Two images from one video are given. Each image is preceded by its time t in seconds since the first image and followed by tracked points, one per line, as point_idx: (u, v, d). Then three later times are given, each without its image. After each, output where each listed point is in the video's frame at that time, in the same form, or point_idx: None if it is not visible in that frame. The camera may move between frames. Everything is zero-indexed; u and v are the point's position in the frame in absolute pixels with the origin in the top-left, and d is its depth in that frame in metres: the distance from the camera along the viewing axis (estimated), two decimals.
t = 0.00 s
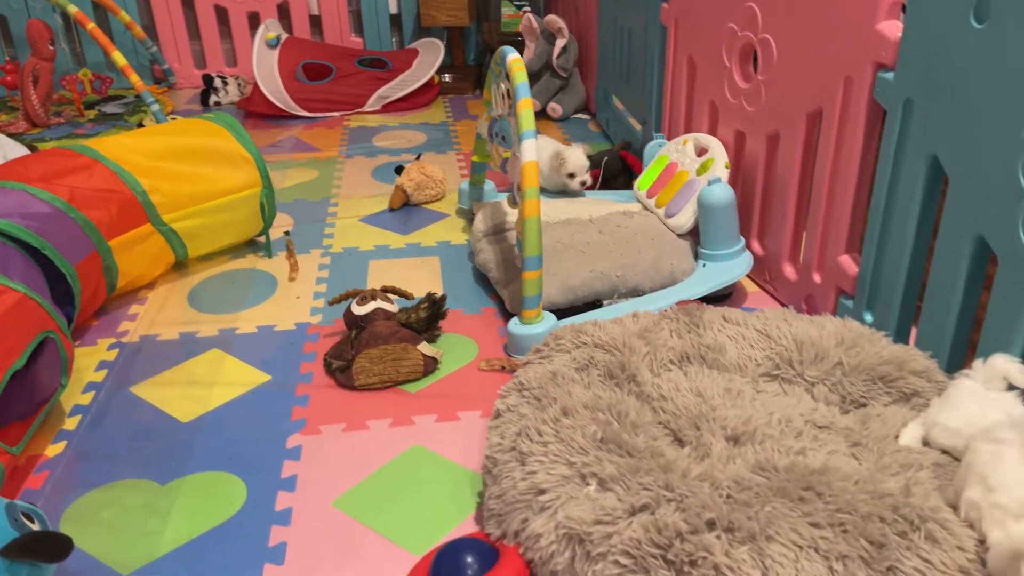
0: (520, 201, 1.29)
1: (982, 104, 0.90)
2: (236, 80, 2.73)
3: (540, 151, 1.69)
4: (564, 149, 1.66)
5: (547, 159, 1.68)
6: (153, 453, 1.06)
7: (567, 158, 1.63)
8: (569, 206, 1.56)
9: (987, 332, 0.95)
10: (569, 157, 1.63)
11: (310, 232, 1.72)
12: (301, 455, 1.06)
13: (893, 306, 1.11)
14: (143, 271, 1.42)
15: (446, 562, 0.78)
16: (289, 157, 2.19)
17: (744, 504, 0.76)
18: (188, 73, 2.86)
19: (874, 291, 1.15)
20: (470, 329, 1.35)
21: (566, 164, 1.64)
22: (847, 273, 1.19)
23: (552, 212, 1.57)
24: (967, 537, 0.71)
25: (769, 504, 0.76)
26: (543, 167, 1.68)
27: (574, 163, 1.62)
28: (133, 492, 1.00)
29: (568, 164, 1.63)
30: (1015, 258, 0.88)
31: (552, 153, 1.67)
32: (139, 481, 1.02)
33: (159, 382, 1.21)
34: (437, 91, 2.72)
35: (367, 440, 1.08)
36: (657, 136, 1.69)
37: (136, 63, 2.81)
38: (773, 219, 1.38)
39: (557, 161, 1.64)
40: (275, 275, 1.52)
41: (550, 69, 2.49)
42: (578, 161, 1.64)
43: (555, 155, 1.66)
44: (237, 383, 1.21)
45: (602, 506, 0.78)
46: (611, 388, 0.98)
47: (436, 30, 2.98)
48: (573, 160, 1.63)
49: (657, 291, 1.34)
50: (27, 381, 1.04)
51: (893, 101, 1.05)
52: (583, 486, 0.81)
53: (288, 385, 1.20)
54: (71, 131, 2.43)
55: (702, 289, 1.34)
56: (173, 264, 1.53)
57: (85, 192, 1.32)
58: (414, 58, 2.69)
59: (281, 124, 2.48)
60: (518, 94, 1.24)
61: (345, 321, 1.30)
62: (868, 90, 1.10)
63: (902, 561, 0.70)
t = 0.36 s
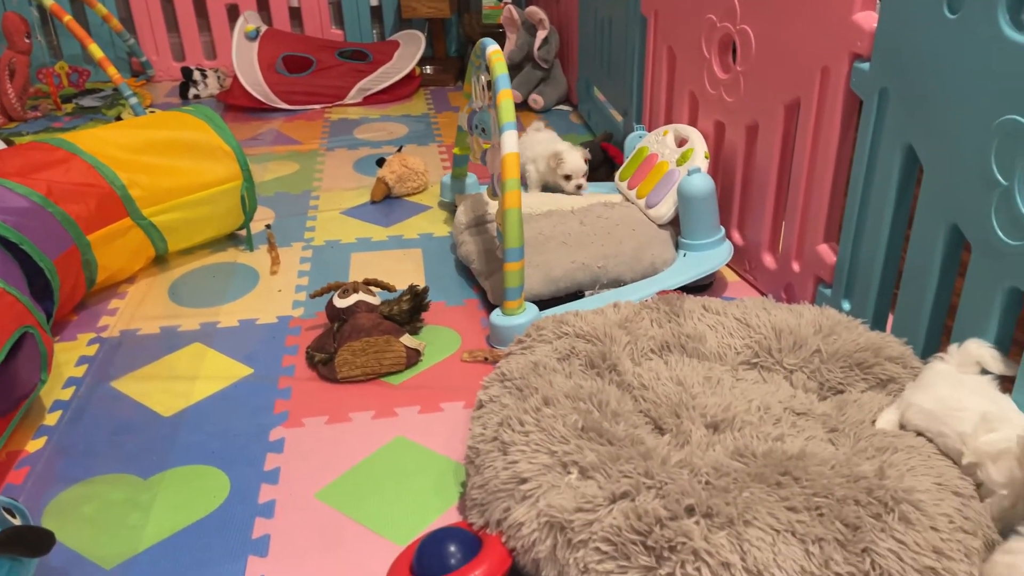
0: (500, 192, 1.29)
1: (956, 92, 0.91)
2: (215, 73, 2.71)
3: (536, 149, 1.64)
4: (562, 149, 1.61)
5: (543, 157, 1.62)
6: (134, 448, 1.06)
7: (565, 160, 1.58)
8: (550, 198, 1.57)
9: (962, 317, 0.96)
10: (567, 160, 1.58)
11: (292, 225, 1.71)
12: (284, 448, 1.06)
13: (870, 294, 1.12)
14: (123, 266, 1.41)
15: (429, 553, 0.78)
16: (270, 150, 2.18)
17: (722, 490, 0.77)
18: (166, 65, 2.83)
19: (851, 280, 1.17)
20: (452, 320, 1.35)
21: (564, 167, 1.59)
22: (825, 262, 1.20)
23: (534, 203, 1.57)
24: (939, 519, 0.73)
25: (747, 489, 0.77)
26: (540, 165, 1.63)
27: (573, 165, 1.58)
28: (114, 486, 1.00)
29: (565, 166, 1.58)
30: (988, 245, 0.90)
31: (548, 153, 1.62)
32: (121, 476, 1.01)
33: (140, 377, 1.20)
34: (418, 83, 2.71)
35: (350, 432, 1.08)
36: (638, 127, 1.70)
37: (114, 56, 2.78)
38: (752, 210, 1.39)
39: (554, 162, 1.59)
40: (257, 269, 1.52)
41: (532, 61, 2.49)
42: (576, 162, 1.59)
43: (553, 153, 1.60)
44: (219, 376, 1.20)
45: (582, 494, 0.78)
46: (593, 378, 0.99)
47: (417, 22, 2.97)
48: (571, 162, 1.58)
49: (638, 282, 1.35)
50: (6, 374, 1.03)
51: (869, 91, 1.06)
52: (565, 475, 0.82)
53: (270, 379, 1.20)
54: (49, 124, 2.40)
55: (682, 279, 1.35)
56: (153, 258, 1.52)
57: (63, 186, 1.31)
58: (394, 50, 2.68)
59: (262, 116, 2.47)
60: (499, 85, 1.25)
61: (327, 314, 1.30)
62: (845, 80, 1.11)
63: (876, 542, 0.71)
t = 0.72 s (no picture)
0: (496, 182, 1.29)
1: (950, 82, 0.92)
2: (204, 63, 2.68)
3: (554, 142, 1.64)
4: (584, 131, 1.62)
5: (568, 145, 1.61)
6: (130, 439, 1.05)
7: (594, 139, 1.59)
8: (544, 188, 1.57)
9: (957, 305, 0.97)
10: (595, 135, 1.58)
11: (284, 216, 1.70)
12: (281, 438, 1.05)
13: (864, 284, 1.13)
14: (115, 257, 1.40)
15: (429, 543, 0.79)
16: (260, 141, 2.16)
17: (722, 477, 0.77)
18: (154, 56, 2.80)
19: (846, 270, 1.17)
20: (447, 311, 1.35)
21: (593, 145, 1.59)
22: (820, 251, 1.21)
23: (528, 193, 1.57)
24: (936, 504, 0.74)
25: (746, 476, 0.78)
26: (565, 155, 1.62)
27: (606, 139, 1.59)
28: (111, 478, 0.99)
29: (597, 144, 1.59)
30: (983, 234, 0.90)
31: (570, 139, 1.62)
32: (117, 467, 1.01)
33: (134, 368, 1.19)
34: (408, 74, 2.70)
35: (347, 422, 1.08)
36: (631, 117, 1.70)
37: (100, 46, 2.75)
38: (746, 200, 1.40)
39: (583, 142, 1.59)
40: (249, 260, 1.51)
41: (523, 52, 2.48)
42: (603, 138, 1.61)
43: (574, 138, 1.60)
44: (214, 368, 1.20)
45: (583, 482, 0.79)
46: (590, 366, 0.99)
47: (407, 12, 2.95)
48: (601, 139, 1.59)
49: (633, 272, 1.36)
50: None
51: (864, 81, 1.07)
52: (565, 463, 0.82)
53: (266, 370, 1.19)
54: (35, 115, 2.37)
55: (677, 269, 1.35)
56: (144, 249, 1.50)
57: (54, 177, 1.30)
58: (385, 41, 2.67)
59: (252, 107, 2.45)
60: (494, 75, 1.24)
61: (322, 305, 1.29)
62: (839, 70, 1.11)
63: (875, 528, 0.72)
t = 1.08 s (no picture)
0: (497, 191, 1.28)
1: (953, 87, 0.92)
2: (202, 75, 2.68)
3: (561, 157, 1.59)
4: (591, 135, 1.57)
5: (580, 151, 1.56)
6: (133, 455, 1.05)
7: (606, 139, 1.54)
8: (545, 196, 1.56)
9: (963, 310, 0.96)
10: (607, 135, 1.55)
11: (284, 227, 1.70)
12: (286, 452, 1.05)
13: (869, 290, 1.13)
14: (115, 271, 1.40)
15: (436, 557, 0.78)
16: (259, 152, 2.16)
17: (731, 487, 0.77)
18: (152, 69, 2.80)
19: (850, 275, 1.17)
20: (450, 321, 1.34)
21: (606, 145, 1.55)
22: (824, 257, 1.21)
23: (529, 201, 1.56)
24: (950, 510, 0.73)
25: (756, 485, 0.77)
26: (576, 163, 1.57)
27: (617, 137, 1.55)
28: (115, 495, 0.99)
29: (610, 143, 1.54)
30: (989, 238, 0.90)
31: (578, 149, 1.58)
32: (122, 483, 1.00)
33: (137, 384, 1.19)
34: (407, 84, 2.70)
35: (352, 435, 1.08)
36: (631, 124, 1.69)
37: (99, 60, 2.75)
38: (749, 206, 1.39)
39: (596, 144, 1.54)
40: (250, 272, 1.51)
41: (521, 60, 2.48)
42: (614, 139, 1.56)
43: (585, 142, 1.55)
44: (216, 382, 1.19)
45: (591, 494, 0.79)
46: (596, 377, 0.99)
47: (405, 22, 2.96)
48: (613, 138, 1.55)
49: (636, 279, 1.35)
50: None
51: (865, 86, 1.06)
52: (572, 474, 0.82)
53: (269, 383, 1.18)
54: (33, 129, 2.36)
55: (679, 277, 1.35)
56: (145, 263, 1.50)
57: (56, 190, 1.29)
58: (382, 50, 2.67)
59: (251, 119, 2.45)
60: (494, 85, 1.24)
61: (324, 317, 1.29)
62: (841, 76, 1.11)
63: (889, 535, 0.71)
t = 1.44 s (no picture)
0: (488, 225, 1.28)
1: (936, 108, 0.92)
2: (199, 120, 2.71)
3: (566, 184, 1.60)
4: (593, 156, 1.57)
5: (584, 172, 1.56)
6: (124, 503, 1.03)
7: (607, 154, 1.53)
8: (538, 228, 1.56)
9: (957, 331, 0.95)
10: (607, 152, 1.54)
11: (279, 268, 1.70)
12: (277, 496, 1.03)
13: (864, 313, 1.12)
14: (108, 316, 1.39)
15: None
16: (255, 194, 2.17)
17: (726, 519, 0.75)
18: (150, 115, 2.83)
19: (844, 299, 1.16)
20: (444, 357, 1.33)
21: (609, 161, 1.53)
22: (817, 282, 1.20)
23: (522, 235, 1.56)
24: (949, 539, 0.71)
25: (751, 517, 0.75)
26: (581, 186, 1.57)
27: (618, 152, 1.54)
28: (104, 544, 0.97)
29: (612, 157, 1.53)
30: (980, 258, 0.89)
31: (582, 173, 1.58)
32: (111, 532, 0.99)
33: (128, 430, 1.18)
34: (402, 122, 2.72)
35: (344, 476, 1.06)
36: (623, 155, 1.70)
37: (97, 108, 2.78)
38: (741, 233, 1.39)
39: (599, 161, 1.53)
40: (244, 313, 1.50)
41: (514, 95, 2.50)
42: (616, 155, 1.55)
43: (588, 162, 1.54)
44: (209, 426, 1.18)
45: (583, 530, 0.77)
46: (589, 410, 0.97)
47: (399, 61, 2.99)
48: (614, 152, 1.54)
49: (631, 309, 1.34)
50: None
51: (850, 110, 1.06)
52: (564, 511, 0.81)
53: (262, 425, 1.17)
54: (32, 178, 2.38)
55: (674, 305, 1.34)
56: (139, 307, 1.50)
57: (47, 238, 1.30)
58: (377, 90, 2.69)
59: (247, 161, 2.47)
60: (482, 120, 1.24)
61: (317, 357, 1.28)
62: (825, 100, 1.11)
63: (886, 567, 0.70)
